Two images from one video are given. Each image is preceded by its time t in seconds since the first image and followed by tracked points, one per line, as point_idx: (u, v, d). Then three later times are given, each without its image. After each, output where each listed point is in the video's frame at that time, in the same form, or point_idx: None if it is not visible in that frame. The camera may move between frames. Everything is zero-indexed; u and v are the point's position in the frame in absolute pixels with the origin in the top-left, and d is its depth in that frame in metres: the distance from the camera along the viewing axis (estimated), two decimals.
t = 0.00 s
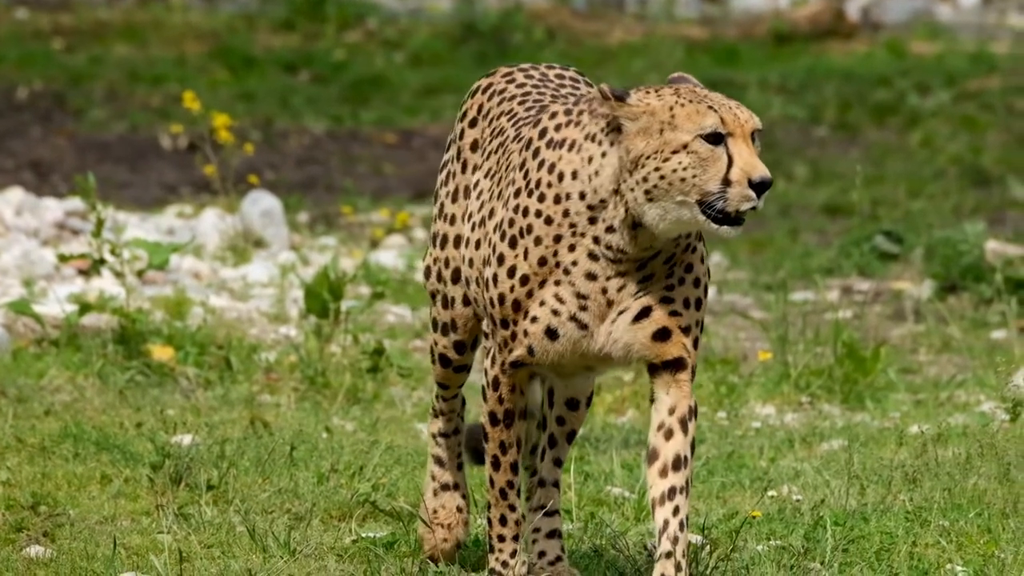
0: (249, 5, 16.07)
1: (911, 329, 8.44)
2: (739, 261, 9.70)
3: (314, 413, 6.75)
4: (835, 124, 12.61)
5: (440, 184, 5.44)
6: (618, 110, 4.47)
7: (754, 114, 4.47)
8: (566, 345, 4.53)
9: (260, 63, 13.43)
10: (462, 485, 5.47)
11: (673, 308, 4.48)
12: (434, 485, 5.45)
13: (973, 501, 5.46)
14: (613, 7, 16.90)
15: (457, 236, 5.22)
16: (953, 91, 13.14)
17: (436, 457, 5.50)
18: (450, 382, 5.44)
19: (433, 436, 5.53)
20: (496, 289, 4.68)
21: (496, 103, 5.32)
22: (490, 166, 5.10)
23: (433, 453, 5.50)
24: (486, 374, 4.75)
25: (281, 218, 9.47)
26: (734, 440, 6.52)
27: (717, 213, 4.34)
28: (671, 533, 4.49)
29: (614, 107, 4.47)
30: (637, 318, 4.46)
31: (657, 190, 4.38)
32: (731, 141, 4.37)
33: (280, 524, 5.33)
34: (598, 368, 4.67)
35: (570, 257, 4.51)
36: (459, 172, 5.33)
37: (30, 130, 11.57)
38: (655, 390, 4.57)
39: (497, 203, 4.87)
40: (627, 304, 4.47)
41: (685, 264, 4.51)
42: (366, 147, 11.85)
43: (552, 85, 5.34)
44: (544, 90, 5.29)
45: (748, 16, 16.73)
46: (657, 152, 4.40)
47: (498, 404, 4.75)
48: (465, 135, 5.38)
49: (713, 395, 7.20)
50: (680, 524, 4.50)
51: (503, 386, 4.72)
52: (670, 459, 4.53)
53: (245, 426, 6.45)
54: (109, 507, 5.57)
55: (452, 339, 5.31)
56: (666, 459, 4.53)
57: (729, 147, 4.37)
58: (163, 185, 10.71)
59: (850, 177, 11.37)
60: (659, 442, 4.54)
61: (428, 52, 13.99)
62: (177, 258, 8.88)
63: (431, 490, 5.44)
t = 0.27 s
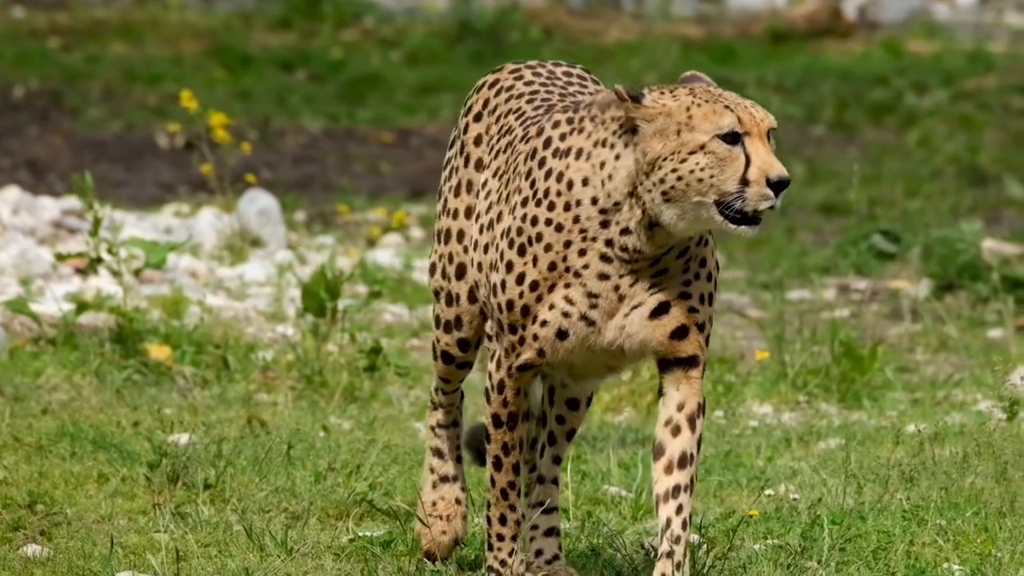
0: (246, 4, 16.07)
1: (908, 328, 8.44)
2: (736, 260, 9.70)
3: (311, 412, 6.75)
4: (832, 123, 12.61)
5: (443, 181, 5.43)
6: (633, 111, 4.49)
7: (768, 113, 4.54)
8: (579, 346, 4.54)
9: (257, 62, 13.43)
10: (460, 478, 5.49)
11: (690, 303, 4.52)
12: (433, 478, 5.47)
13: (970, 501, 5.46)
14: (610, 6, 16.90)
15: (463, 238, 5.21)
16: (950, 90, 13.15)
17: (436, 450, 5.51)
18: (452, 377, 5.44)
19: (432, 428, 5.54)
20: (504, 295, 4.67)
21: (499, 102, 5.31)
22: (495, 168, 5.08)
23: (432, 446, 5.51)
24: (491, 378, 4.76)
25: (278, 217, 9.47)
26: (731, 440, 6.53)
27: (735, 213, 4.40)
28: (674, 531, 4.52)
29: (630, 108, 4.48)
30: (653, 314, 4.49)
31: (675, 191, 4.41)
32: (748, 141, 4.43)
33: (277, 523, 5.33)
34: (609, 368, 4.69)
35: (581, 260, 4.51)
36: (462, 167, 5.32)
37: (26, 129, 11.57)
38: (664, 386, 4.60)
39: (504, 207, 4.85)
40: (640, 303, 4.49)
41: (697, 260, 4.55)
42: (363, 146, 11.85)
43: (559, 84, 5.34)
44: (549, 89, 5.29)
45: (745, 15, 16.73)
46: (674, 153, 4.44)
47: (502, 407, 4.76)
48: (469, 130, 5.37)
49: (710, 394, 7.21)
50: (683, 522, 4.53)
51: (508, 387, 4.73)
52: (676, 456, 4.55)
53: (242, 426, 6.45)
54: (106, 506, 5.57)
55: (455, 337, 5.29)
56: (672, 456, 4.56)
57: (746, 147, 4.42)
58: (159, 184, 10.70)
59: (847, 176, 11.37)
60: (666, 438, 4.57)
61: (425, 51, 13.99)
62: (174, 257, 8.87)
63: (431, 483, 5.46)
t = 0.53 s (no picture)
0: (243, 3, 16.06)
1: (904, 327, 8.44)
2: (732, 259, 9.71)
3: (308, 411, 6.75)
4: (829, 122, 12.62)
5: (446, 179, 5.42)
6: (647, 103, 4.47)
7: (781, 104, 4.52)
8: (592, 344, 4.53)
9: (253, 60, 13.43)
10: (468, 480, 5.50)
11: (700, 299, 4.50)
12: (442, 481, 5.46)
13: (967, 499, 5.46)
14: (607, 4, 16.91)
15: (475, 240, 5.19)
16: (946, 89, 13.16)
17: (444, 454, 5.52)
18: (459, 374, 5.44)
19: (439, 434, 5.56)
20: (514, 299, 4.65)
21: (503, 100, 5.32)
22: (502, 167, 5.08)
23: (440, 450, 5.53)
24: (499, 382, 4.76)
25: (275, 216, 9.47)
26: (727, 438, 6.53)
27: (752, 203, 4.37)
28: (674, 530, 4.54)
29: (646, 100, 4.47)
30: (664, 311, 4.47)
31: (690, 182, 4.39)
32: (764, 131, 4.40)
33: (273, 522, 5.34)
34: (618, 368, 4.67)
35: (592, 259, 4.49)
36: (461, 161, 5.34)
37: (23, 128, 11.56)
38: (669, 382, 4.59)
39: (513, 207, 4.85)
40: (652, 299, 4.47)
41: (705, 254, 4.54)
42: (360, 145, 11.85)
43: (566, 81, 5.35)
44: (556, 86, 5.30)
45: (742, 14, 16.74)
46: (689, 144, 4.41)
47: (511, 410, 4.76)
48: (473, 127, 5.35)
49: (707, 393, 7.21)
50: (683, 520, 4.55)
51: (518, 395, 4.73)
52: (678, 452, 4.57)
53: (238, 425, 6.45)
54: (103, 505, 5.57)
55: (461, 328, 5.28)
56: (674, 452, 4.57)
57: (763, 137, 4.39)
58: (156, 183, 10.70)
59: (844, 174, 11.38)
60: (669, 433, 4.59)
61: (421, 50, 14.00)
62: (170, 256, 8.87)
63: (439, 487, 5.45)
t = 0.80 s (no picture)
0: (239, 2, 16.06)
1: (901, 325, 8.44)
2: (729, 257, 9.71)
3: (304, 410, 6.74)
4: (825, 120, 12.62)
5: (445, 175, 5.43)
6: (658, 94, 4.48)
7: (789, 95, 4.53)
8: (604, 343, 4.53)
9: (250, 59, 13.42)
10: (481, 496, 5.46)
11: (707, 296, 4.50)
12: (456, 497, 5.41)
13: (963, 498, 5.46)
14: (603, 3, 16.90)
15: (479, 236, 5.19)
16: (943, 87, 13.16)
17: (457, 471, 5.49)
18: (468, 376, 5.43)
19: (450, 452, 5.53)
20: (525, 301, 4.65)
21: (506, 97, 5.33)
22: (507, 165, 5.09)
23: (453, 467, 5.50)
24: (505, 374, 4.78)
25: (271, 214, 9.46)
26: (724, 437, 6.54)
27: (763, 193, 4.40)
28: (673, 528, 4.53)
29: (656, 91, 4.47)
30: (673, 309, 4.47)
31: (701, 173, 4.40)
32: (773, 121, 4.42)
33: (271, 520, 5.34)
34: (628, 367, 4.67)
35: (603, 255, 4.49)
36: (458, 155, 5.34)
37: (20, 127, 11.56)
38: (672, 377, 4.59)
39: (520, 205, 4.85)
40: (663, 295, 4.47)
41: (712, 249, 4.54)
42: (356, 143, 11.85)
43: (569, 79, 5.38)
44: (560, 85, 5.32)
45: (739, 12, 16.73)
46: (700, 135, 4.42)
47: (518, 405, 4.78)
48: (474, 124, 5.35)
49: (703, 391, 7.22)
50: (682, 517, 4.54)
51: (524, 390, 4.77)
52: (680, 449, 4.57)
53: (235, 423, 6.45)
54: (99, 503, 5.57)
55: (468, 316, 5.27)
56: (677, 448, 4.57)
57: (773, 127, 4.41)
58: (153, 182, 10.69)
59: (840, 172, 11.38)
60: (671, 429, 4.58)
61: (418, 49, 13.99)
62: (167, 255, 8.86)
63: (453, 501, 5.40)
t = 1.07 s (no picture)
0: None
1: (896, 324, 8.45)
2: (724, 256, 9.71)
3: (300, 408, 6.74)
4: (821, 119, 12.62)
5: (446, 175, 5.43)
6: (663, 88, 4.48)
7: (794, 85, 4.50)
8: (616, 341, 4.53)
9: (246, 58, 13.42)
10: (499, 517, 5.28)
11: (714, 294, 4.50)
12: (473, 519, 5.25)
13: (959, 496, 5.46)
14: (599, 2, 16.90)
15: (479, 227, 5.22)
16: (938, 86, 13.17)
17: (472, 494, 5.33)
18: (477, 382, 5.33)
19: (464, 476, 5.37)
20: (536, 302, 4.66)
21: (507, 97, 5.36)
22: (510, 164, 5.11)
23: (468, 490, 5.34)
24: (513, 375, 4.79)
25: (267, 213, 9.46)
26: (720, 435, 6.54)
27: (771, 184, 4.35)
28: (670, 526, 4.56)
29: (662, 83, 4.47)
30: (684, 308, 4.47)
31: (709, 166, 4.37)
32: (781, 110, 4.38)
33: (266, 518, 5.35)
34: (638, 365, 4.68)
35: (614, 253, 4.48)
36: (457, 152, 5.36)
37: (15, 126, 11.55)
38: (674, 376, 4.63)
39: (527, 204, 4.86)
40: (673, 291, 4.46)
41: (718, 243, 4.54)
42: (352, 142, 11.85)
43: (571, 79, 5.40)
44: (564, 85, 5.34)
45: (734, 10, 16.74)
46: (707, 127, 4.39)
47: (527, 404, 4.78)
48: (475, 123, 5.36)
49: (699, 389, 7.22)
50: (681, 515, 4.57)
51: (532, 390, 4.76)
52: (680, 445, 4.59)
53: (231, 422, 6.44)
54: (95, 502, 5.57)
55: (473, 306, 5.25)
56: (677, 445, 4.59)
57: (780, 117, 4.37)
58: (148, 181, 10.69)
59: (836, 171, 11.38)
60: (672, 425, 4.60)
61: (413, 48, 13.99)
62: (162, 254, 8.86)
63: (469, 521, 5.24)
